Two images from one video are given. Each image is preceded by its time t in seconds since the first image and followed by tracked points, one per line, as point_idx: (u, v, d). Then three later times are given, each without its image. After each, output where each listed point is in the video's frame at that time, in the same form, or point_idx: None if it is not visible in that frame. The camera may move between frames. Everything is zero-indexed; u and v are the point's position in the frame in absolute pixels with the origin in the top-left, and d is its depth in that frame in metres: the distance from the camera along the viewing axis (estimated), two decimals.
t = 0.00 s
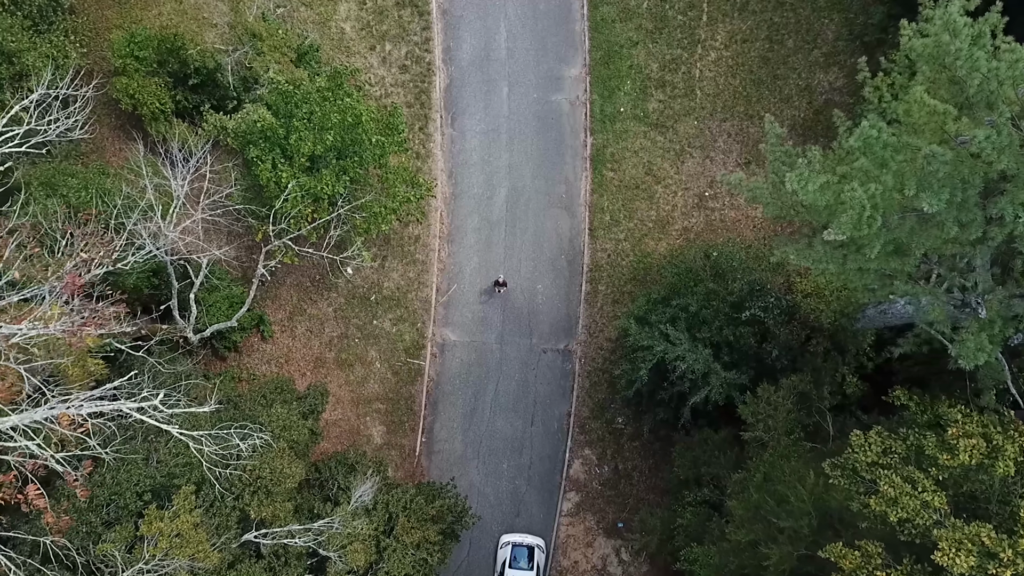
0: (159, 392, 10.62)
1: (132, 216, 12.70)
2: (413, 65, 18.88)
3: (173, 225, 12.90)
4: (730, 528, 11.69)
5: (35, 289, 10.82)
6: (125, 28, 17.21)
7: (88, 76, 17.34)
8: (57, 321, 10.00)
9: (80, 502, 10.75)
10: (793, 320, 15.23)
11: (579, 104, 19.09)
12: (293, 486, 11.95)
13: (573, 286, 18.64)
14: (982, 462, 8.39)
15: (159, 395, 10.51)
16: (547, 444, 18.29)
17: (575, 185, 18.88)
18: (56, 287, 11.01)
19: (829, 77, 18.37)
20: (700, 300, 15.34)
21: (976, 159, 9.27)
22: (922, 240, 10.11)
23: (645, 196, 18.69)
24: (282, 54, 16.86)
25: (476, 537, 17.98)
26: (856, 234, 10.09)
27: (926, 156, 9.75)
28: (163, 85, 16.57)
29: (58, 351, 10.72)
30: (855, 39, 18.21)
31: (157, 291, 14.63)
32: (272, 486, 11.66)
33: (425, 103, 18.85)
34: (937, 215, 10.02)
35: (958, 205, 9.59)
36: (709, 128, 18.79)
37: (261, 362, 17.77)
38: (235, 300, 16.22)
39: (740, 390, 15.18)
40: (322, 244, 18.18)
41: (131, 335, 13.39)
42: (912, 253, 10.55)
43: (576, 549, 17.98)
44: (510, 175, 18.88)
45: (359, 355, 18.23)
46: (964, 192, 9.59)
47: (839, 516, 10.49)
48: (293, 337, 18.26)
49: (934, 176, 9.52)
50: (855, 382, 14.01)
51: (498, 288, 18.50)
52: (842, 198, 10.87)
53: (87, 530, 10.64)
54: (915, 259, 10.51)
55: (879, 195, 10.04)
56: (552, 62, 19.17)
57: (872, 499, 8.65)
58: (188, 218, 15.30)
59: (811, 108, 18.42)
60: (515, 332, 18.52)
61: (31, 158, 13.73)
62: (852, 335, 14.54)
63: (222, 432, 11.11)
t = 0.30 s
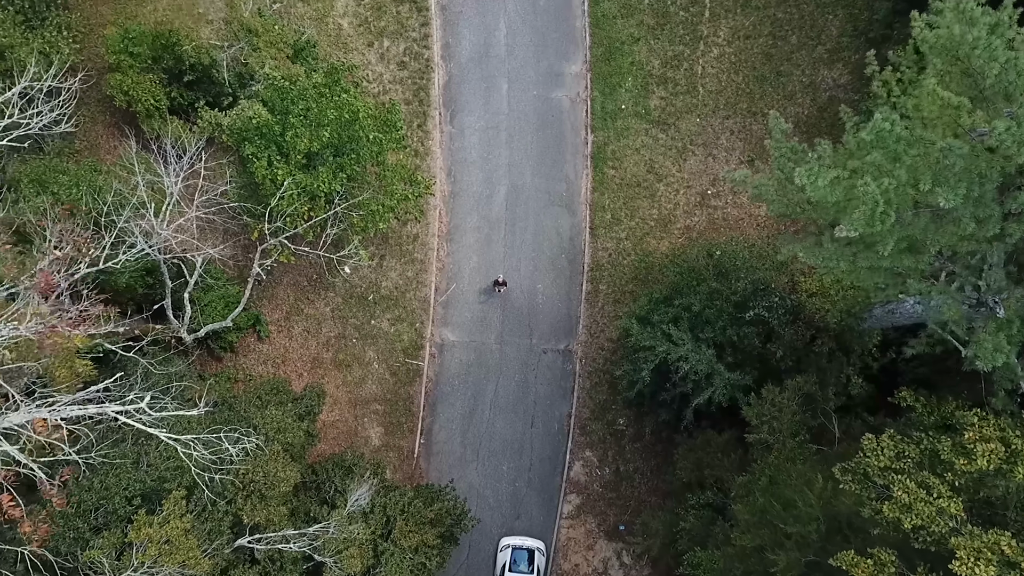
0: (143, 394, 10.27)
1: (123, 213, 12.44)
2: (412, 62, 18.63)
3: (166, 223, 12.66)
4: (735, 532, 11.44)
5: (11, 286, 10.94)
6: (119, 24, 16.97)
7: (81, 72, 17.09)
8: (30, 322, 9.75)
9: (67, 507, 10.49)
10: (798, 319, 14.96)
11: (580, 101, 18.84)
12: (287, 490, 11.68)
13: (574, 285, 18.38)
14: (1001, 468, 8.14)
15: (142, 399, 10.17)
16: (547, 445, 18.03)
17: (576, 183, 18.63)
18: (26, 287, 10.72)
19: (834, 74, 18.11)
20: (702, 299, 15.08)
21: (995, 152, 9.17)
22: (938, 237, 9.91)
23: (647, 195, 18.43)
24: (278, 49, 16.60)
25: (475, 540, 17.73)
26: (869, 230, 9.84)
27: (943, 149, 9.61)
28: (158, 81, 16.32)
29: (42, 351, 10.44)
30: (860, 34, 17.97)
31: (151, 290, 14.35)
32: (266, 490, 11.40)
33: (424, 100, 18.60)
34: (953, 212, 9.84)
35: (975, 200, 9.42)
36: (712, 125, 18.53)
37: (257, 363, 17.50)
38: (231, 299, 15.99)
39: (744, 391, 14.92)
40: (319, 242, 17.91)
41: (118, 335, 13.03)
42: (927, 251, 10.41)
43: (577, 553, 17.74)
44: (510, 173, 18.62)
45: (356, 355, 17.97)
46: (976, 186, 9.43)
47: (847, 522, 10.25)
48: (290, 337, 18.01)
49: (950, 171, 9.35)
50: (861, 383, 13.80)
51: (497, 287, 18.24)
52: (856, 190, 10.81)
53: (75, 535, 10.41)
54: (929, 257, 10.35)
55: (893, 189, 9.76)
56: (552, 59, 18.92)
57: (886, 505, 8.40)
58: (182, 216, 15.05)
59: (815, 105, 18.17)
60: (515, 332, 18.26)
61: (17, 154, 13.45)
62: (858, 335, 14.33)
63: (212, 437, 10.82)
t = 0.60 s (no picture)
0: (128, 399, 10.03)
1: (113, 210, 12.15)
2: (411, 57, 18.28)
3: (158, 220, 12.38)
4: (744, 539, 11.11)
5: None
6: (113, 19, 16.66)
7: (74, 68, 16.79)
8: None
9: (50, 514, 10.13)
10: (806, 319, 14.61)
11: (582, 97, 18.50)
12: (282, 496, 11.36)
13: (576, 284, 18.02)
14: None
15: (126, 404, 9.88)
16: (548, 447, 17.69)
17: (578, 181, 18.29)
18: None
19: (841, 69, 17.77)
20: (708, 299, 14.75)
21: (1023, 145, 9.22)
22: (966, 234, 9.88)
23: (651, 192, 18.09)
24: (274, 43, 16.21)
25: (475, 544, 17.40)
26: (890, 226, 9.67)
27: (970, 138, 9.72)
28: (152, 76, 16.01)
29: (26, 352, 10.06)
30: (867, 28, 17.61)
31: (144, 289, 14.12)
32: (259, 495, 11.07)
33: (423, 95, 18.25)
34: (979, 207, 9.81)
35: (1004, 194, 9.36)
36: (716, 122, 18.19)
37: (253, 364, 17.12)
38: (226, 299, 15.67)
39: (751, 392, 14.57)
40: (315, 240, 17.56)
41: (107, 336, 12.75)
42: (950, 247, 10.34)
43: (579, 557, 17.41)
44: (510, 170, 18.28)
45: (354, 356, 17.62)
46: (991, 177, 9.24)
47: (862, 529, 9.94)
48: (287, 337, 17.66)
49: (978, 164, 9.39)
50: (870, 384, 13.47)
51: (498, 287, 17.89)
52: (872, 184, 10.82)
53: (59, 544, 10.01)
54: (953, 253, 10.28)
55: (917, 182, 9.68)
56: (554, 54, 18.57)
57: (907, 515, 8.18)
58: (175, 213, 14.75)
59: (822, 100, 17.83)
60: (516, 332, 17.90)
61: None
62: (867, 334, 13.99)
63: (199, 443, 10.51)
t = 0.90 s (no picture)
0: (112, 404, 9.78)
1: (102, 206, 11.82)
2: (410, 52, 17.90)
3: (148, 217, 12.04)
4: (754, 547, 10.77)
5: None
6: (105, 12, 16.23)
7: (66, 62, 16.38)
8: None
9: (30, 525, 9.75)
10: (815, 319, 14.24)
11: (584, 93, 18.13)
12: (274, 503, 10.97)
13: (578, 283, 17.65)
14: None
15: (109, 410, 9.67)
16: (550, 450, 17.33)
17: (580, 178, 17.91)
18: None
19: (849, 63, 17.37)
20: (714, 298, 14.38)
21: None
22: (994, 229, 9.90)
23: (654, 190, 17.71)
24: (269, 37, 16.18)
25: (475, 549, 17.08)
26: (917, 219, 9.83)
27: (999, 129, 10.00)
28: (145, 71, 15.56)
29: (7, 352, 9.83)
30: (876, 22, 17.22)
31: (136, 289, 13.79)
32: (250, 502, 10.70)
33: (422, 91, 17.89)
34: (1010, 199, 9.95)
35: None
36: (721, 118, 17.82)
37: (249, 366, 16.73)
38: (221, 299, 15.32)
39: (758, 395, 14.21)
40: (312, 239, 17.20)
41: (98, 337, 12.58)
42: (976, 242, 10.28)
43: (581, 562, 17.09)
44: (511, 167, 17.90)
45: (352, 357, 17.24)
46: (1023, 172, 9.00)
47: (877, 537, 9.63)
48: (284, 338, 17.26)
49: (1009, 154, 9.60)
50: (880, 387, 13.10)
51: (499, 286, 17.52)
52: (896, 177, 10.94)
53: (39, 555, 9.67)
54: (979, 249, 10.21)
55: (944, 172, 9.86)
56: (555, 49, 18.19)
57: (932, 526, 7.92)
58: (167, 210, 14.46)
59: (829, 96, 17.45)
60: (517, 333, 17.53)
61: None
62: (879, 335, 13.61)
63: (183, 450, 10.16)
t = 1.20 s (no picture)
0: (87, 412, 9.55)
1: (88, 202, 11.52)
2: (408, 47, 17.52)
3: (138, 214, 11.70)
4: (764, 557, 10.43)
5: None
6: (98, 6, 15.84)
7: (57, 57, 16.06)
8: None
9: (9, 535, 9.64)
10: (824, 320, 13.88)
11: (586, 89, 17.78)
12: (266, 511, 10.65)
13: (580, 283, 17.29)
14: None
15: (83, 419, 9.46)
16: (551, 454, 16.97)
17: (582, 176, 17.56)
18: None
19: (857, 59, 16.95)
20: (721, 298, 13.99)
21: None
22: None
23: (658, 188, 17.34)
24: (264, 31, 15.72)
25: (475, 554, 16.75)
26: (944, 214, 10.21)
27: None
28: (137, 67, 15.16)
29: None
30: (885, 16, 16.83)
31: (129, 289, 13.42)
32: (241, 511, 10.37)
33: (421, 87, 17.53)
34: None
35: None
36: (726, 114, 17.44)
37: (245, 368, 16.40)
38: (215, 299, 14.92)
39: (765, 398, 13.86)
40: (307, 238, 16.84)
41: (84, 339, 12.40)
42: (1004, 240, 10.29)
43: (583, 568, 16.73)
44: (511, 164, 17.55)
45: (349, 358, 16.87)
46: None
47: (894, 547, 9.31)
48: (279, 339, 16.89)
49: None
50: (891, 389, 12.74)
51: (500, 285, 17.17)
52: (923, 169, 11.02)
53: (17, 567, 9.58)
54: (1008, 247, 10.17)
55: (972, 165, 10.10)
56: (557, 44, 17.84)
57: (960, 541, 7.70)
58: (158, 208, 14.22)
59: (837, 92, 17.06)
60: (517, 334, 17.17)
61: None
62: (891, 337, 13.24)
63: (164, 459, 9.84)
